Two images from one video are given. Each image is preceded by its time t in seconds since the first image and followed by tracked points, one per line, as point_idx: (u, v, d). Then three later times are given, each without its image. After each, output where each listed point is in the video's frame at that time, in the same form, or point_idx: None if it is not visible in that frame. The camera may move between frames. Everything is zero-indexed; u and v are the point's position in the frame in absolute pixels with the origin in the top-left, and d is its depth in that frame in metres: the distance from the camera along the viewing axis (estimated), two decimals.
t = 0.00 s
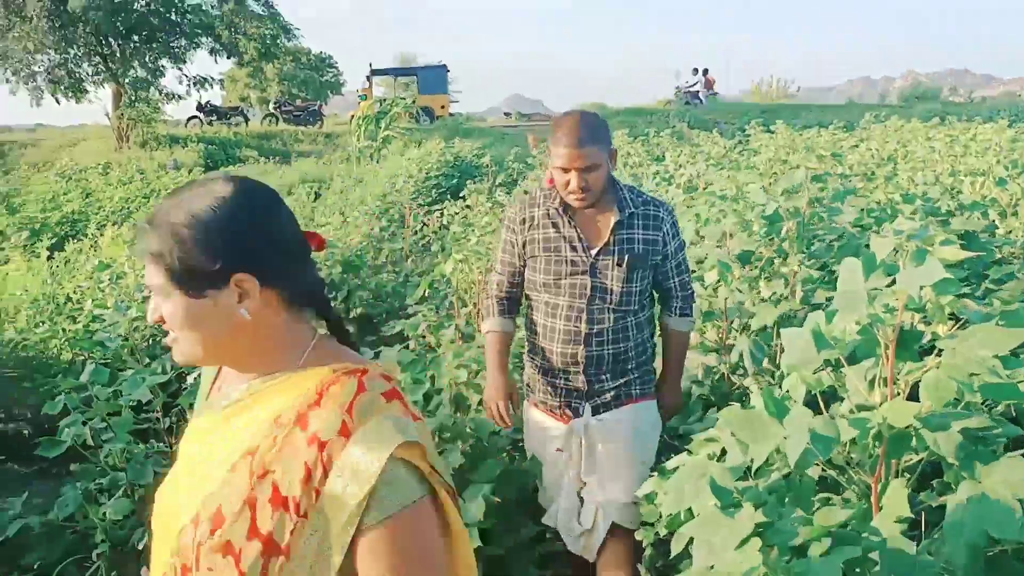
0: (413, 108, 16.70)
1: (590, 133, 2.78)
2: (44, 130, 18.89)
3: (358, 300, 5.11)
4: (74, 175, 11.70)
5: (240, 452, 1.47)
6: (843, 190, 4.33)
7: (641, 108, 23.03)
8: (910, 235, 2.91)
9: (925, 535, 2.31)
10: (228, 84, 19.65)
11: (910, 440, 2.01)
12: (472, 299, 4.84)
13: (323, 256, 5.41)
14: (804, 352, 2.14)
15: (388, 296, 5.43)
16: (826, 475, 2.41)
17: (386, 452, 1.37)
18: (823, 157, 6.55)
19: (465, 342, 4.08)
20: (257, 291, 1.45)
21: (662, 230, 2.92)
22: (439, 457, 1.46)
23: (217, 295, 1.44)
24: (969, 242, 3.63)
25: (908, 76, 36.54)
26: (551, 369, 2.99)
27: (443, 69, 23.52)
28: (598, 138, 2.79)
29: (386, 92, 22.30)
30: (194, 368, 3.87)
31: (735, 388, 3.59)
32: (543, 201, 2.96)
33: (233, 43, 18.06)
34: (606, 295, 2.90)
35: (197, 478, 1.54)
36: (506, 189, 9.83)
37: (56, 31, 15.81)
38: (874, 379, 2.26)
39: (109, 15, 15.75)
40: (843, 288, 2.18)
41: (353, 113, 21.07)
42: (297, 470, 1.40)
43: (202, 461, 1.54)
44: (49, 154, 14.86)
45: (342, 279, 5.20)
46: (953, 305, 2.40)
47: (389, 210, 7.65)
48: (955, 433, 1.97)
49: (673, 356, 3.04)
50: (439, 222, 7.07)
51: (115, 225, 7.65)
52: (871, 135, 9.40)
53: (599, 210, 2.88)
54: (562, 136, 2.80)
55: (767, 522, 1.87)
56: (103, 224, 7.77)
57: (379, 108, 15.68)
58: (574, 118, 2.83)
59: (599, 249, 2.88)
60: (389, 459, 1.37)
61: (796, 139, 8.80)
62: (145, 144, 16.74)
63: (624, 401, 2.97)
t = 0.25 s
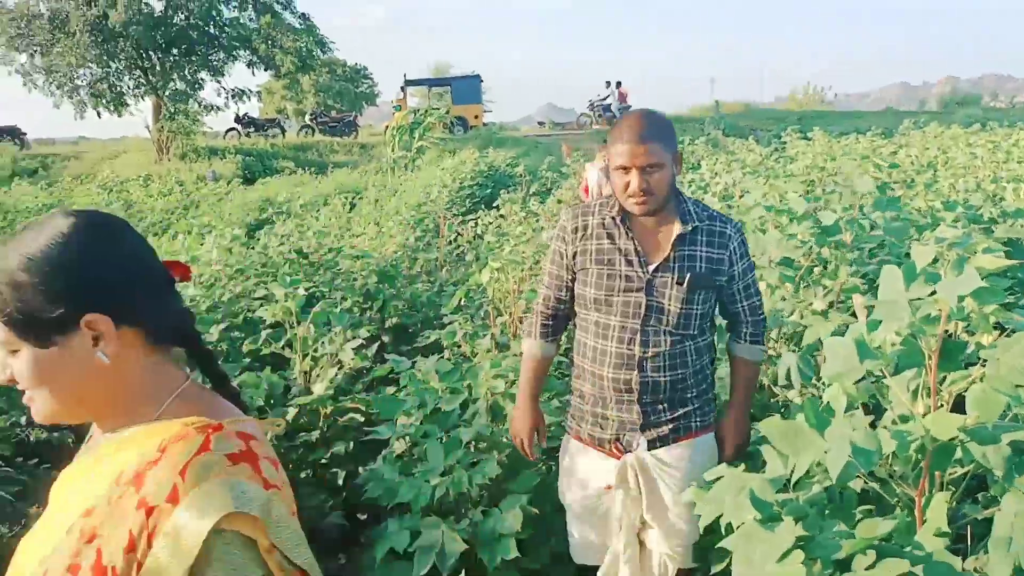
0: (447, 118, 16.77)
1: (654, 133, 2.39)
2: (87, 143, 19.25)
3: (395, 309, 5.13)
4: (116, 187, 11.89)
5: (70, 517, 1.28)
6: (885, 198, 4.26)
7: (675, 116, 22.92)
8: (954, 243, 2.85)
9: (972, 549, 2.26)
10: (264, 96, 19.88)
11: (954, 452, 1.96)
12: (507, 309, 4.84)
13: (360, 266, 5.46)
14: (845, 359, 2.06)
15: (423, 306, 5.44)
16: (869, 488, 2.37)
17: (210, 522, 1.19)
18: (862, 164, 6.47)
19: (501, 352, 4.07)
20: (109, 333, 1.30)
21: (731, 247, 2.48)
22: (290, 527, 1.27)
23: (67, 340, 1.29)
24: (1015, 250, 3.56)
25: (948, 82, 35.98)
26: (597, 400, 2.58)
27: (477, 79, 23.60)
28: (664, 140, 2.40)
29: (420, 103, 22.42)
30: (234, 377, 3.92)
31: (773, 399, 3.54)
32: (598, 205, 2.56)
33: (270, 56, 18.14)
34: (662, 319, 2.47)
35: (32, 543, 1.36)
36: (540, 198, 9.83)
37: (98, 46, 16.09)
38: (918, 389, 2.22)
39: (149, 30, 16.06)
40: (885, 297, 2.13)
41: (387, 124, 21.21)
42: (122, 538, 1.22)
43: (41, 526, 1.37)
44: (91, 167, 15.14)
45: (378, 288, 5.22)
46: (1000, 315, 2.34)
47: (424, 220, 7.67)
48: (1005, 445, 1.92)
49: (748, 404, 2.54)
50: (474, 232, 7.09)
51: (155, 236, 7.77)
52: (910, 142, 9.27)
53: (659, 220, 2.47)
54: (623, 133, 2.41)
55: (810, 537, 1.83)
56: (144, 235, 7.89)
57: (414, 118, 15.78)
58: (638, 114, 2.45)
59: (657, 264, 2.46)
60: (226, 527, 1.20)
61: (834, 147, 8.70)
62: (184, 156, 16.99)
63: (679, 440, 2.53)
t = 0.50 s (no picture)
0: (454, 119, 16.78)
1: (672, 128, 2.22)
2: (96, 145, 19.33)
3: (402, 311, 5.14)
4: (125, 189, 11.94)
5: None
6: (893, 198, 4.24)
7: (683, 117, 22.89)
8: (961, 243, 2.84)
9: (979, 551, 2.25)
10: (273, 98, 19.92)
11: (960, 454, 1.97)
12: (514, 309, 4.83)
13: (368, 268, 5.47)
14: (852, 362, 2.04)
15: (430, 307, 5.44)
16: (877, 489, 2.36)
17: None
18: (871, 163, 6.44)
19: (508, 353, 4.07)
20: None
21: (760, 251, 2.30)
22: None
23: None
24: None
25: (956, 81, 35.83)
26: (616, 415, 2.43)
27: (484, 80, 23.60)
28: (683, 134, 2.23)
29: (427, 104, 22.43)
30: (241, 379, 3.93)
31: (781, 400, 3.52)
32: (615, 208, 2.43)
33: (278, 59, 18.02)
34: (684, 330, 2.32)
35: None
36: (548, 199, 9.83)
37: (107, 49, 16.14)
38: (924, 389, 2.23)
39: (157, 34, 16.11)
40: (892, 298, 2.10)
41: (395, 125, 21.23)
42: None
43: None
44: (100, 169, 15.20)
45: (385, 289, 5.23)
46: (1009, 314, 2.32)
47: (431, 221, 7.68)
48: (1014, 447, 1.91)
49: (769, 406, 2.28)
50: (481, 233, 7.09)
51: (163, 238, 7.80)
52: (919, 141, 9.24)
53: (679, 222, 2.32)
54: (638, 127, 2.24)
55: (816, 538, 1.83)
56: (153, 238, 7.93)
57: (421, 119, 15.80)
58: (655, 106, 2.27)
59: (677, 271, 2.32)
60: None
61: (842, 147, 8.67)
62: (192, 158, 17.05)
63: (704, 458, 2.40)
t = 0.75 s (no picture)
0: (457, 118, 16.79)
1: (655, 140, 2.08)
2: (101, 144, 19.39)
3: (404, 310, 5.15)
4: (129, 188, 11.98)
5: None
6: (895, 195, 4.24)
7: (687, 115, 22.87)
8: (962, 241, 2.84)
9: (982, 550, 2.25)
10: (276, 97, 19.94)
11: (968, 451, 1.93)
12: (515, 308, 4.84)
13: (371, 267, 5.48)
14: (855, 362, 2.05)
15: (433, 306, 5.46)
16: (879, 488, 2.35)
17: None
18: (873, 161, 6.45)
19: (510, 352, 4.07)
20: None
21: (763, 263, 2.16)
22: None
23: None
24: None
25: (961, 78, 35.74)
26: (620, 446, 2.29)
27: (487, 78, 23.59)
28: (668, 147, 2.09)
29: (430, 102, 22.44)
30: (244, 379, 3.94)
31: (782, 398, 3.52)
32: (605, 228, 2.29)
33: (282, 59, 17.93)
34: (687, 353, 2.18)
35: None
36: (550, 196, 9.84)
37: (111, 48, 16.16)
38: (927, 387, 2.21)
39: (160, 33, 16.14)
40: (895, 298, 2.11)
41: (398, 124, 21.24)
42: None
43: None
44: (105, 169, 15.25)
45: (388, 288, 5.24)
46: (1011, 311, 2.32)
47: (433, 219, 7.70)
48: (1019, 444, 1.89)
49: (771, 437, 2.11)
50: (484, 231, 7.10)
51: (167, 238, 7.83)
52: (921, 138, 9.22)
53: (670, 239, 2.19)
54: (618, 142, 2.10)
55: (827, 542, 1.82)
56: (157, 237, 7.96)
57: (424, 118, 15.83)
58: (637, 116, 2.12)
59: (675, 291, 2.18)
60: None
61: (844, 144, 8.66)
62: (196, 157, 17.09)
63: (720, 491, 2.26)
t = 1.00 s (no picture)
0: (455, 119, 16.81)
1: (613, 137, 1.86)
2: (99, 146, 19.39)
3: (402, 312, 5.15)
4: (128, 190, 11.99)
5: None
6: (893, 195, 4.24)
7: (684, 116, 22.89)
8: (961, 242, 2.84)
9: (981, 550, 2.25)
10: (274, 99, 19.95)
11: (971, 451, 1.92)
12: (514, 309, 4.84)
13: (369, 268, 5.48)
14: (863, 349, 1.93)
15: (431, 307, 5.46)
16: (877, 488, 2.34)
17: None
18: (870, 161, 6.46)
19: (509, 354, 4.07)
20: None
21: (745, 256, 1.95)
22: None
23: None
24: None
25: (958, 79, 35.81)
26: (599, 476, 2.02)
27: (486, 80, 23.61)
28: (628, 142, 1.86)
29: (428, 104, 22.46)
30: (243, 381, 3.93)
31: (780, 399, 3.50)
32: (568, 239, 2.04)
33: (280, 60, 17.89)
34: (671, 363, 1.93)
35: None
36: (549, 198, 9.86)
37: (110, 50, 16.16)
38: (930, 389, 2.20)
39: (159, 36, 16.14)
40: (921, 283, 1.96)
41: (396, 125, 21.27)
42: None
43: None
44: (103, 171, 15.26)
45: (386, 290, 5.24)
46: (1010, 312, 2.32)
47: (432, 221, 7.70)
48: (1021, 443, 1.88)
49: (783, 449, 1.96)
50: (483, 232, 7.11)
51: (165, 240, 7.83)
52: (919, 139, 9.24)
53: (638, 246, 1.95)
54: (571, 141, 1.88)
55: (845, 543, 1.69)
56: (156, 239, 7.97)
57: (423, 120, 15.85)
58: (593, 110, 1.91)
59: (652, 297, 1.93)
60: None
61: (842, 144, 8.67)
62: (195, 159, 17.10)
63: (716, 525, 1.98)
